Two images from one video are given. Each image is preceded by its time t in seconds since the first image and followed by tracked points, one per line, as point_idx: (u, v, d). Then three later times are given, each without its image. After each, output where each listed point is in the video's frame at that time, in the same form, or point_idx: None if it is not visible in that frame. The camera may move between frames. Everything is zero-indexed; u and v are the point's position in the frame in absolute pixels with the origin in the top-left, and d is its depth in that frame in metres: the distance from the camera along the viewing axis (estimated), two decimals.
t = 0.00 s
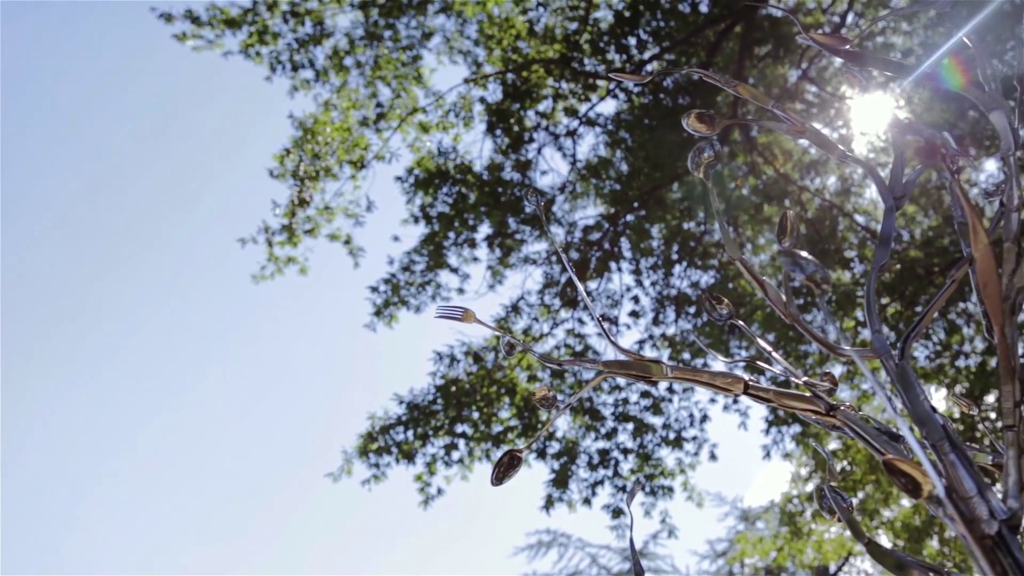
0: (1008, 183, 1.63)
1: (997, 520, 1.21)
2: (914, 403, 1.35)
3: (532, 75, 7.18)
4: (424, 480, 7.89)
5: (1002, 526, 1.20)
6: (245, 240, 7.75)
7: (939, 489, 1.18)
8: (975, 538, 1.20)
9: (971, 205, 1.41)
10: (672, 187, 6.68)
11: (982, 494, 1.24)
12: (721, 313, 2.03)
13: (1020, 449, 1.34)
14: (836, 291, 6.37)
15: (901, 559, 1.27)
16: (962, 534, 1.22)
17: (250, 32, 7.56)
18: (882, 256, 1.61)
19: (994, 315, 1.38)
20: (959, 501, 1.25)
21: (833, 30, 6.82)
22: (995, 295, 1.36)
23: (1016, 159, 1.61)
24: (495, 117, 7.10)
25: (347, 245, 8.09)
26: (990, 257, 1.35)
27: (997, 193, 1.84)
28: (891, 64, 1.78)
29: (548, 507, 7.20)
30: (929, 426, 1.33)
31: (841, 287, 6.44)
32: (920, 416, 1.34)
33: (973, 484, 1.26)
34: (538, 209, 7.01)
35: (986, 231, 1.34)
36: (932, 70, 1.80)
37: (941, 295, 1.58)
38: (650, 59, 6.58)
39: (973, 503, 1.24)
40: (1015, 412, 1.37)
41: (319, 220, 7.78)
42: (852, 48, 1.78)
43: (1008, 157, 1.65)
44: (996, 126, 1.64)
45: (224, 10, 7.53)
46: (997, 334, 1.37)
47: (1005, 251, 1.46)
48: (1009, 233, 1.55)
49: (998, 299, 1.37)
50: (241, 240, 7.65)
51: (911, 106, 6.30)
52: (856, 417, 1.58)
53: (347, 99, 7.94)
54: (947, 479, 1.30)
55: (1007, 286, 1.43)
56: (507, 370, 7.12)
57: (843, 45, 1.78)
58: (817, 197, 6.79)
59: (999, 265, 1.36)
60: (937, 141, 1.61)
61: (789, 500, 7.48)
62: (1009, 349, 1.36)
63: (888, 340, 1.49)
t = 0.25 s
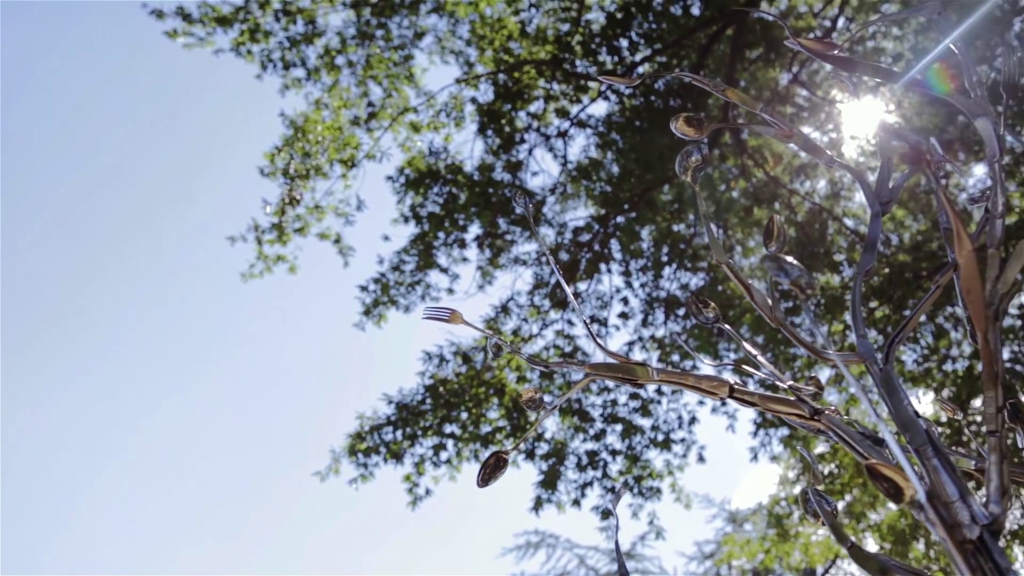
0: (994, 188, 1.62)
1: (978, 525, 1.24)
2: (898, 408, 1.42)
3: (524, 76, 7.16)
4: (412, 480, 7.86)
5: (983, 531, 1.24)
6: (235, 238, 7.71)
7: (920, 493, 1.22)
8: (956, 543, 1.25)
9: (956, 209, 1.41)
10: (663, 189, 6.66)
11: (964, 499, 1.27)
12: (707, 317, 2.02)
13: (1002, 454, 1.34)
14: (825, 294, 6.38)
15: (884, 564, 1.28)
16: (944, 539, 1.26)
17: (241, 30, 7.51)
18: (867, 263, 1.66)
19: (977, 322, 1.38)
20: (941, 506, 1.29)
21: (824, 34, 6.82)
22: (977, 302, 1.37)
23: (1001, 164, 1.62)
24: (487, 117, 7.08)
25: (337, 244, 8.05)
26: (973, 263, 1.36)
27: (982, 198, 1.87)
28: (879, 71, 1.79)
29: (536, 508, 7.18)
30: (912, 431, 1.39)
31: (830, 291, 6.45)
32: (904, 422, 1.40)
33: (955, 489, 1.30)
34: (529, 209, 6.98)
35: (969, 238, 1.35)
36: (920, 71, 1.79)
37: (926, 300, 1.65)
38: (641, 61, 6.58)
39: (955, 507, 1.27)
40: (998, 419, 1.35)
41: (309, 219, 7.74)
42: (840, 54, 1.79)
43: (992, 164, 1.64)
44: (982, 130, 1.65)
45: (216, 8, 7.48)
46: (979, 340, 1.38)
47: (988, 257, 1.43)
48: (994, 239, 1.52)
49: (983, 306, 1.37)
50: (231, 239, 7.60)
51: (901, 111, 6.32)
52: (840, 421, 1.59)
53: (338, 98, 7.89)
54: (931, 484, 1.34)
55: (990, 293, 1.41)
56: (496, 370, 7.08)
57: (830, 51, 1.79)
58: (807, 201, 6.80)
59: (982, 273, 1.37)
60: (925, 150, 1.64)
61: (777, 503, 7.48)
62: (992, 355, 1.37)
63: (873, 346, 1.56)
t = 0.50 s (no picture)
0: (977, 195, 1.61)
1: (958, 530, 1.26)
2: (881, 413, 1.42)
3: (515, 77, 7.14)
4: (399, 480, 7.83)
5: (963, 536, 1.25)
6: (223, 236, 7.66)
7: (900, 498, 1.27)
8: (936, 547, 1.26)
9: (940, 216, 1.46)
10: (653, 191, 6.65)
11: (945, 504, 1.29)
12: (692, 320, 2.01)
13: (982, 460, 1.34)
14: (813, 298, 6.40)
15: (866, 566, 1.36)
16: (924, 543, 1.27)
17: (232, 28, 7.46)
18: (851, 268, 1.65)
19: (961, 327, 1.41)
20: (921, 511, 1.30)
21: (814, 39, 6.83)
22: (960, 308, 1.40)
23: (985, 170, 1.62)
24: (477, 117, 7.06)
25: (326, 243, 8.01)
26: (956, 269, 1.41)
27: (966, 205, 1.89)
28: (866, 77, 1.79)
29: (523, 509, 7.16)
30: (894, 436, 1.39)
31: (818, 294, 6.46)
32: (886, 426, 1.40)
33: (937, 494, 1.31)
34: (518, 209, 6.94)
35: (953, 244, 1.39)
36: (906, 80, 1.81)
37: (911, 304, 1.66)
38: (633, 63, 6.57)
39: (936, 512, 1.29)
40: (978, 424, 1.37)
41: (298, 218, 7.69)
42: (827, 60, 1.80)
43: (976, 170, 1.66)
44: (965, 137, 1.66)
45: (207, 5, 7.43)
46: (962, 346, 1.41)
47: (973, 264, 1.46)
48: (978, 246, 1.53)
49: (965, 314, 1.40)
50: (219, 237, 7.55)
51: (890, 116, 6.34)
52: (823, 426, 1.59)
53: (329, 97, 7.83)
54: (913, 489, 1.34)
55: (973, 299, 1.44)
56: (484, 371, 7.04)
57: (818, 57, 1.79)
58: (796, 204, 6.80)
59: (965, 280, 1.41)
60: (911, 158, 1.60)
61: (764, 505, 7.49)
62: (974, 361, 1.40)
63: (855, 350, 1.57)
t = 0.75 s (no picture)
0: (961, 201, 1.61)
1: (939, 535, 1.27)
2: (864, 418, 1.42)
3: (505, 78, 7.12)
4: (386, 480, 7.79)
5: (944, 541, 1.26)
6: (211, 234, 7.61)
7: (882, 503, 1.25)
8: (915, 552, 1.27)
9: (922, 222, 1.47)
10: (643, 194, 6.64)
11: (926, 509, 1.30)
12: (678, 324, 2.00)
13: (964, 466, 1.34)
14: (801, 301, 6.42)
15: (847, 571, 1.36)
16: (905, 547, 1.28)
17: (222, 25, 7.41)
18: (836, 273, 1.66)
19: (943, 333, 1.40)
20: (902, 515, 1.31)
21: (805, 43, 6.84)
22: (943, 313, 1.40)
23: (968, 178, 1.63)
24: (467, 118, 7.04)
25: (314, 242, 7.97)
26: (938, 274, 1.41)
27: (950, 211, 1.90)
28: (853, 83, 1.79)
29: (509, 510, 7.14)
30: (878, 440, 1.39)
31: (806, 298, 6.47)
32: (869, 431, 1.41)
33: (918, 498, 1.32)
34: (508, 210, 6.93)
35: (935, 249, 1.40)
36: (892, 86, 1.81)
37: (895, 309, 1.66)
38: (624, 66, 6.56)
39: (917, 517, 1.30)
40: (960, 430, 1.37)
41: (287, 216, 7.65)
42: (815, 65, 1.79)
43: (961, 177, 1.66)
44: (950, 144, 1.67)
45: (197, 2, 7.37)
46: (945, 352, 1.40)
47: (955, 270, 1.44)
48: (960, 252, 1.51)
49: (948, 318, 1.40)
50: (207, 234, 7.50)
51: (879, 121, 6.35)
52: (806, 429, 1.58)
53: (319, 95, 7.78)
54: (895, 494, 1.35)
55: (954, 306, 1.42)
56: (472, 371, 7.02)
57: (806, 62, 1.79)
58: (785, 208, 6.81)
59: (947, 285, 1.41)
60: (896, 164, 1.59)
61: (750, 508, 7.49)
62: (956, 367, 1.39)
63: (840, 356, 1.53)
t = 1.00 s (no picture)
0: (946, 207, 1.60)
1: (920, 539, 1.25)
2: (847, 423, 1.42)
3: (496, 78, 7.11)
4: (372, 480, 7.75)
5: (925, 545, 1.25)
6: (199, 231, 7.56)
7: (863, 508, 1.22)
8: (896, 556, 1.26)
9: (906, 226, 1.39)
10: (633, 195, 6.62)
11: (908, 513, 1.28)
12: (663, 327, 1.98)
13: (946, 470, 1.32)
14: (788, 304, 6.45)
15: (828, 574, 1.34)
16: (885, 552, 1.27)
17: (212, 23, 7.36)
18: (821, 279, 1.62)
19: (926, 339, 1.35)
20: (884, 519, 1.29)
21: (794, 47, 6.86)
22: (926, 320, 1.34)
23: (953, 183, 1.62)
24: (457, 118, 7.02)
25: (303, 241, 7.93)
26: (924, 281, 1.32)
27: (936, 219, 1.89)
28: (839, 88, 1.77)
29: (496, 511, 7.11)
30: (861, 445, 1.38)
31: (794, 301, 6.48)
32: (853, 436, 1.40)
33: (900, 503, 1.30)
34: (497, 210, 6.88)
35: (921, 256, 1.31)
36: (877, 90, 1.80)
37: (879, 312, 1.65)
38: (614, 67, 6.55)
39: (899, 521, 1.28)
40: (942, 435, 1.35)
41: (275, 215, 7.59)
42: (801, 69, 1.78)
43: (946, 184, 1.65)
44: (935, 150, 1.66)
45: None
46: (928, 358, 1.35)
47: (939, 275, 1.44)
48: (945, 258, 1.50)
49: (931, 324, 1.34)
50: (195, 232, 7.44)
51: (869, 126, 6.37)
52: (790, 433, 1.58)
53: (310, 94, 7.74)
54: (876, 498, 1.33)
55: (938, 311, 1.43)
56: (460, 371, 6.99)
57: (793, 66, 1.77)
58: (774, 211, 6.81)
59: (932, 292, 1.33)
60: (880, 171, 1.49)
61: (736, 510, 7.49)
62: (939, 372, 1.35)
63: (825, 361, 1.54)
